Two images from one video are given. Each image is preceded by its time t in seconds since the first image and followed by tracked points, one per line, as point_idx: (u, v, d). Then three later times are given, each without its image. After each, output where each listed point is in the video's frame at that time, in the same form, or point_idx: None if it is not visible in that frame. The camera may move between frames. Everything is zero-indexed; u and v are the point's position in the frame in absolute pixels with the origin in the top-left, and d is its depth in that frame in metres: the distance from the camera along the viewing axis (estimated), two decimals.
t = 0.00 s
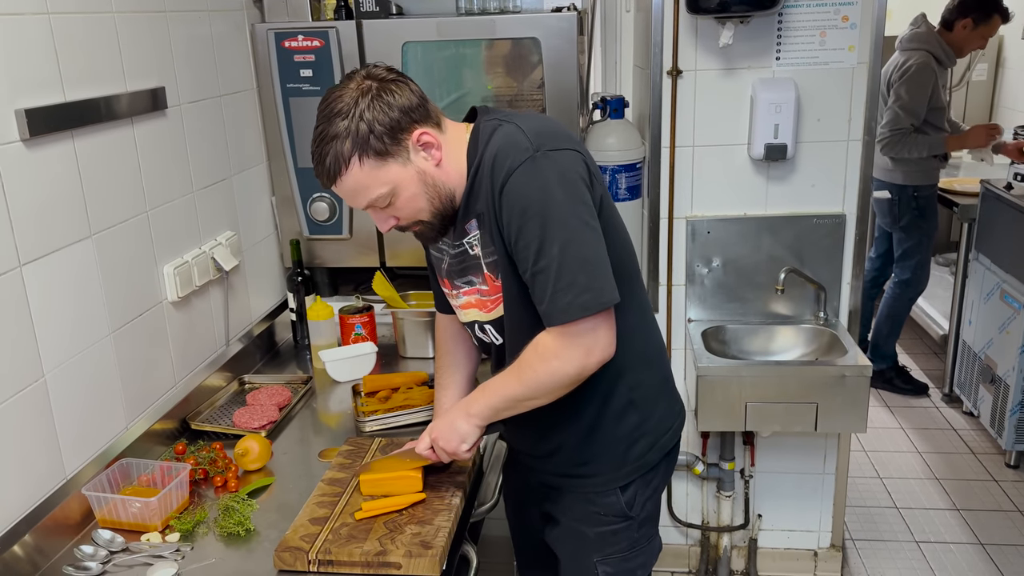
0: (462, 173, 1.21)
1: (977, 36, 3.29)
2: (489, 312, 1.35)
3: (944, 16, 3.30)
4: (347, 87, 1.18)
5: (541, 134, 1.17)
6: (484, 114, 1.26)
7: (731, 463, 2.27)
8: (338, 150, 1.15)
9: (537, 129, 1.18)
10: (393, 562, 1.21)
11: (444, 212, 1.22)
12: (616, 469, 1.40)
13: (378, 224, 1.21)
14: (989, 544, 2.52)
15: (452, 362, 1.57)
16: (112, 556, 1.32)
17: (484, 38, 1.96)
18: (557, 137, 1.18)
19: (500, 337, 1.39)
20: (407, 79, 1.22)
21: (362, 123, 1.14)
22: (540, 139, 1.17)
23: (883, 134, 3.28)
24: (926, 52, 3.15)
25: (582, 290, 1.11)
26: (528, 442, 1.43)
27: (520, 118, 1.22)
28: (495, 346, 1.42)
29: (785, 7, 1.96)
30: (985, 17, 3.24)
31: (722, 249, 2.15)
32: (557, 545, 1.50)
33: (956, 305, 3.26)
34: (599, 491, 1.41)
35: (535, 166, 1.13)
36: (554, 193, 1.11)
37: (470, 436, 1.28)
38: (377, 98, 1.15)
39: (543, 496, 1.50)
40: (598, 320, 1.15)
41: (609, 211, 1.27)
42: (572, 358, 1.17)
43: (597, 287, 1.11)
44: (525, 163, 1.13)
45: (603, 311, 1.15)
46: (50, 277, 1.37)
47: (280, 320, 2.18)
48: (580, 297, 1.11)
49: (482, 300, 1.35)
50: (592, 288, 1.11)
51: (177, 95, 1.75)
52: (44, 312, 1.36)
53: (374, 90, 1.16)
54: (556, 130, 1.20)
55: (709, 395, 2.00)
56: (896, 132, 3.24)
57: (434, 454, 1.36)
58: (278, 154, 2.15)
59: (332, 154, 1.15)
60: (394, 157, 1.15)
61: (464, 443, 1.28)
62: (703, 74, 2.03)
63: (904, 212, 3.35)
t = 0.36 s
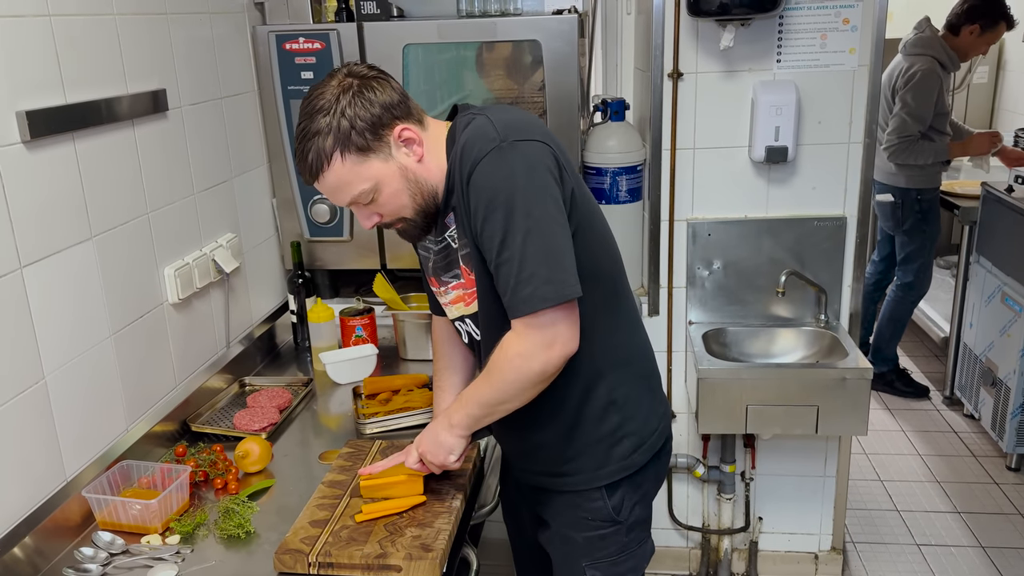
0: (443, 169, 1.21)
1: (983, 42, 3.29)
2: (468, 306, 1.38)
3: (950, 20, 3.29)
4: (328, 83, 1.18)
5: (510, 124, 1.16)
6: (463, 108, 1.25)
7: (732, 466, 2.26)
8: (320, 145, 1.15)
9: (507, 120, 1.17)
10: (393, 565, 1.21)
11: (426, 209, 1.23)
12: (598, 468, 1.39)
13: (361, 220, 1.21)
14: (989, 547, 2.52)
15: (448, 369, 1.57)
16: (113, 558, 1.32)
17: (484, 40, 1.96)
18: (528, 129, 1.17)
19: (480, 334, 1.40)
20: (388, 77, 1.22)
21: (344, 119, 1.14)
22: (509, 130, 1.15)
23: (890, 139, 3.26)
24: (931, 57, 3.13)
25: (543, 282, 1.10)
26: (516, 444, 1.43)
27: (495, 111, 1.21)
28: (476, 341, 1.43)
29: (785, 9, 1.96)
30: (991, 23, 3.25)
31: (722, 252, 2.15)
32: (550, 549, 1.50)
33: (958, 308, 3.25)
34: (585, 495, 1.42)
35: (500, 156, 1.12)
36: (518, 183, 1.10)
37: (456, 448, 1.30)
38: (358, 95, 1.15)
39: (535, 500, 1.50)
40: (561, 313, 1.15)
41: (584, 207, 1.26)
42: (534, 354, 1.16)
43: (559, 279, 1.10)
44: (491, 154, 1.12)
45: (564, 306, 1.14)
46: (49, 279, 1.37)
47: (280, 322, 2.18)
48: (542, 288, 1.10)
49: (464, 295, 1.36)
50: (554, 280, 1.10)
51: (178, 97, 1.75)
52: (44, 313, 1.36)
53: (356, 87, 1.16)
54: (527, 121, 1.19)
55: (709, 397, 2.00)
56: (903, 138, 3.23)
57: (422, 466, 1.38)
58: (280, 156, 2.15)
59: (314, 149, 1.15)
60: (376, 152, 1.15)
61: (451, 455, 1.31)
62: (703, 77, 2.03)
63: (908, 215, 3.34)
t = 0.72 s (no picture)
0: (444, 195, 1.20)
1: (978, 46, 3.31)
2: (474, 328, 1.36)
3: (947, 23, 3.29)
4: (323, 117, 1.18)
5: (514, 156, 1.16)
6: (464, 134, 1.24)
7: (732, 469, 2.27)
8: (318, 180, 1.15)
9: (510, 151, 1.17)
10: (393, 567, 1.21)
11: (428, 234, 1.23)
12: (606, 467, 1.39)
13: (365, 248, 1.22)
14: (990, 550, 2.51)
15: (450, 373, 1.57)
16: (112, 561, 1.32)
17: (485, 43, 1.97)
18: (531, 159, 1.16)
19: (488, 352, 1.40)
20: (385, 104, 1.22)
21: (340, 152, 1.14)
22: (513, 162, 1.15)
23: (903, 148, 3.20)
24: (932, 61, 3.13)
25: (554, 314, 1.12)
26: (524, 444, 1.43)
27: (497, 139, 1.20)
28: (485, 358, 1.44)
29: (785, 13, 1.96)
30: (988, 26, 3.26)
31: (723, 255, 2.15)
32: (552, 550, 1.49)
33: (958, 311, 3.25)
34: (591, 493, 1.41)
35: (506, 193, 1.12)
36: (525, 219, 1.11)
37: (473, 480, 1.31)
38: (354, 128, 1.15)
39: (537, 500, 1.49)
40: (574, 344, 1.17)
41: (592, 222, 1.26)
42: (550, 383, 1.19)
43: (569, 311, 1.12)
44: (497, 190, 1.12)
45: (576, 335, 1.17)
46: (49, 281, 1.37)
47: (281, 325, 2.18)
48: (552, 320, 1.12)
49: (468, 317, 1.35)
50: (564, 311, 1.12)
51: (179, 99, 1.75)
52: (45, 315, 1.36)
53: (351, 119, 1.16)
54: (530, 148, 1.19)
55: (710, 400, 2.00)
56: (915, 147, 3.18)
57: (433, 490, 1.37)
58: (280, 159, 2.15)
59: (313, 184, 1.16)
60: (375, 184, 1.16)
61: (467, 488, 1.31)
62: (704, 80, 2.03)
63: (903, 216, 3.36)
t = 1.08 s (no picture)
0: (466, 168, 1.22)
1: (965, 47, 3.33)
2: (493, 311, 1.35)
3: (934, 24, 3.32)
4: (354, 81, 1.20)
5: (545, 129, 1.19)
6: (491, 117, 1.27)
7: (732, 472, 2.26)
8: (344, 138, 1.16)
9: (540, 126, 1.20)
10: (393, 570, 1.21)
11: (448, 206, 1.23)
12: (614, 467, 1.39)
13: (384, 213, 1.22)
14: (990, 553, 2.52)
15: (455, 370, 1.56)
16: (111, 564, 1.32)
17: (485, 47, 1.97)
18: (563, 134, 1.19)
19: (503, 337, 1.38)
20: (414, 74, 1.23)
21: (368, 113, 1.15)
22: (546, 135, 1.18)
23: (908, 148, 3.19)
24: (925, 62, 3.17)
25: (590, 280, 1.11)
26: (533, 441, 1.42)
27: (527, 118, 1.23)
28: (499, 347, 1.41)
29: (784, 16, 1.97)
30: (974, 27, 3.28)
31: (722, 258, 2.16)
32: (557, 552, 1.49)
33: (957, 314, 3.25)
34: (598, 494, 1.41)
35: (540, 160, 1.14)
36: (560, 185, 1.12)
37: (481, 438, 1.27)
38: (383, 90, 1.16)
39: (543, 501, 1.49)
40: (612, 310, 1.16)
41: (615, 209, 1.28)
42: (586, 348, 1.17)
43: (604, 276, 1.11)
44: (531, 158, 1.14)
45: (613, 300, 1.15)
46: (49, 284, 1.37)
47: (280, 328, 2.18)
48: (589, 286, 1.11)
49: (487, 300, 1.35)
50: (600, 277, 1.11)
51: (179, 103, 1.76)
52: (42, 318, 1.36)
53: (381, 83, 1.17)
54: (559, 127, 1.22)
55: (709, 403, 2.00)
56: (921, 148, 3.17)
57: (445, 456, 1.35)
58: (280, 162, 2.15)
59: (339, 143, 1.17)
60: (398, 146, 1.16)
61: (475, 445, 1.27)
62: (703, 84, 2.04)
63: (897, 215, 3.36)
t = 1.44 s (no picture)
0: (474, 165, 1.22)
1: (951, 47, 3.34)
2: (499, 307, 1.35)
3: (921, 26, 3.34)
4: (364, 77, 1.20)
5: (552, 125, 1.19)
6: (499, 113, 1.27)
7: (731, 474, 2.26)
8: (354, 133, 1.16)
9: (547, 121, 1.20)
10: (392, 573, 1.21)
11: (456, 202, 1.23)
12: (620, 465, 1.39)
13: (392, 209, 1.21)
14: (988, 554, 2.52)
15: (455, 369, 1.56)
16: (110, 567, 1.32)
17: (483, 49, 1.97)
18: (570, 131, 1.19)
19: (508, 334, 1.38)
20: (423, 72, 1.23)
21: (378, 108, 1.15)
22: (553, 131, 1.18)
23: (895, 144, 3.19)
24: (908, 61, 3.17)
25: (590, 276, 1.11)
26: (538, 440, 1.42)
27: (534, 115, 1.23)
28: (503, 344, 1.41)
29: (783, 19, 1.97)
30: (959, 27, 3.30)
31: (721, 260, 2.16)
32: (560, 553, 1.48)
33: (955, 316, 3.25)
34: (604, 493, 1.41)
35: (546, 156, 1.14)
36: (565, 181, 1.12)
37: (480, 436, 1.27)
38: (393, 86, 1.16)
39: (546, 500, 1.49)
40: (609, 306, 1.16)
41: (619, 205, 1.28)
42: (583, 344, 1.17)
43: (605, 272, 1.12)
44: (537, 155, 1.14)
45: (610, 297, 1.16)
46: (47, 287, 1.37)
47: (279, 331, 2.18)
48: (589, 282, 1.11)
49: (493, 297, 1.35)
50: (600, 273, 1.12)
51: (178, 105, 1.76)
52: (38, 322, 1.35)
53: (391, 79, 1.17)
54: (567, 123, 1.22)
55: (708, 405, 2.00)
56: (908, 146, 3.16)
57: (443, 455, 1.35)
58: (279, 164, 2.14)
59: (349, 137, 1.16)
60: (408, 141, 1.16)
61: (473, 442, 1.27)
62: (701, 86, 2.04)
63: (881, 214, 3.37)
